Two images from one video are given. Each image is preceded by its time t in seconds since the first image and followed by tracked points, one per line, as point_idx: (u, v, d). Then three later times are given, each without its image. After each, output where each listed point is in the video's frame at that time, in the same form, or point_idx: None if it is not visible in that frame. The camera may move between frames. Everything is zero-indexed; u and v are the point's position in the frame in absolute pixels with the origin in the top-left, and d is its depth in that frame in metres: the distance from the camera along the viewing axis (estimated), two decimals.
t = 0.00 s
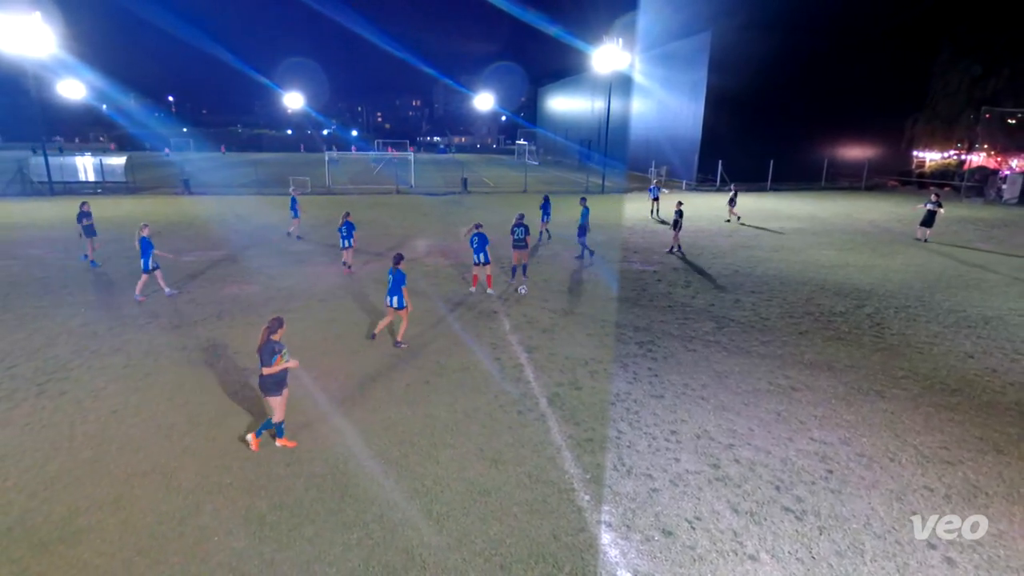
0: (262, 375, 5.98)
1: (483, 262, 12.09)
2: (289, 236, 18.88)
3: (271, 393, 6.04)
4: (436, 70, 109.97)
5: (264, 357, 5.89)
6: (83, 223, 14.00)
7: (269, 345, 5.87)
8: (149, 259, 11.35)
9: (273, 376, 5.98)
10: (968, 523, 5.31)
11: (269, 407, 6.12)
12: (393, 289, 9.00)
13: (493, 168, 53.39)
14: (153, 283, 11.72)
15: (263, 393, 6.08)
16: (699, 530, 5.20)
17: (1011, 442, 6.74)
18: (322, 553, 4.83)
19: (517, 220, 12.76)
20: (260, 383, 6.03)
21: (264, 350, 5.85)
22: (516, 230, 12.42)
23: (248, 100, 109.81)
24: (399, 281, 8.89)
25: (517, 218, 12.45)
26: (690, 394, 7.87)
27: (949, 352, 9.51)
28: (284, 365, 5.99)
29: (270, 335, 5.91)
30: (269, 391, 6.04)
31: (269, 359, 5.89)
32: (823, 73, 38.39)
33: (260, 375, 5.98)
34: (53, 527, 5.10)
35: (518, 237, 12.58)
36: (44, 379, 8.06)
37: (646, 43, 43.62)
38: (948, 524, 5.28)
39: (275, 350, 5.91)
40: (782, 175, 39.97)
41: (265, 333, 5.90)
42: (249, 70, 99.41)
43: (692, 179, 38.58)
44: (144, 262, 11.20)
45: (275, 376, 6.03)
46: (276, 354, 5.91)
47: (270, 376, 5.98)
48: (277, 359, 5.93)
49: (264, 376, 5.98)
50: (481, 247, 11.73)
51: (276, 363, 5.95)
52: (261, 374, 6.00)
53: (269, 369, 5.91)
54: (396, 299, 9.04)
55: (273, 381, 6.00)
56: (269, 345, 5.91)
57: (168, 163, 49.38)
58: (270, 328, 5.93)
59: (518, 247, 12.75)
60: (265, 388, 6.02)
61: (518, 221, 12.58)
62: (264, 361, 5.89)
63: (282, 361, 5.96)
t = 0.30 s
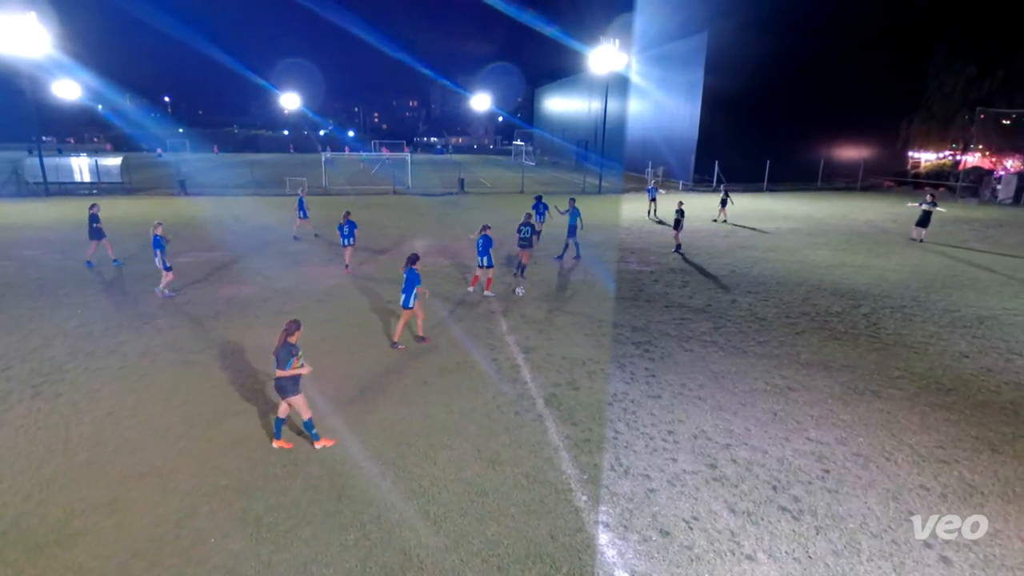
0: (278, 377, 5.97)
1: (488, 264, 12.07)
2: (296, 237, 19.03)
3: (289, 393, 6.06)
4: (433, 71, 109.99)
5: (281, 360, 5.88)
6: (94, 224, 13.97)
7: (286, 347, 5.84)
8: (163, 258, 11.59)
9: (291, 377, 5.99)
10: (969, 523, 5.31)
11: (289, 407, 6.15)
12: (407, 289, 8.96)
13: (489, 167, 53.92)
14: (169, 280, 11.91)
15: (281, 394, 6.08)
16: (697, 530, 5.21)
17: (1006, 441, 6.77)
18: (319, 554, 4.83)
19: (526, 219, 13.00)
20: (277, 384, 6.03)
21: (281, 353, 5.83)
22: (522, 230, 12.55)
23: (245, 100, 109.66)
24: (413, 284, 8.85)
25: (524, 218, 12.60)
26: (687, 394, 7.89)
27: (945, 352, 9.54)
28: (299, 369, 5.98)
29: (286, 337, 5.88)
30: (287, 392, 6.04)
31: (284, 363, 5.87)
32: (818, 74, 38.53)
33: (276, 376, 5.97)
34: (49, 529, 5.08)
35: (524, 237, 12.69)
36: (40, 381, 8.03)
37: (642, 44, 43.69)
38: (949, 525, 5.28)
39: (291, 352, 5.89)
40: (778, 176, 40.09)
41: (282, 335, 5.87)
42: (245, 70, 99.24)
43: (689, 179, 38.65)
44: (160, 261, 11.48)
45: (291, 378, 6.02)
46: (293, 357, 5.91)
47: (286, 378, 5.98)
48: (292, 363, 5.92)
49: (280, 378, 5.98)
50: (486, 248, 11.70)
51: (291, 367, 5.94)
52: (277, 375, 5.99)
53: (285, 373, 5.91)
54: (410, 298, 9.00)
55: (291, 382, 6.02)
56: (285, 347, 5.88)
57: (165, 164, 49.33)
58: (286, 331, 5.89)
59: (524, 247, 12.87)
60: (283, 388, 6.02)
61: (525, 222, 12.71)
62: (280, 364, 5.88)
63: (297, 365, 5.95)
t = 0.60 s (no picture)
0: (302, 379, 6.00)
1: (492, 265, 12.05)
2: (303, 237, 19.20)
3: (311, 396, 6.07)
4: (428, 71, 109.94)
5: (304, 362, 5.91)
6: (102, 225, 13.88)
7: (309, 349, 5.87)
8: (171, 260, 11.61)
9: (314, 380, 6.01)
10: (969, 523, 5.33)
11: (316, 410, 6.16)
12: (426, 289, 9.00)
13: (483, 167, 55.33)
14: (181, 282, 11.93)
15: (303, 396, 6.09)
16: (692, 530, 5.21)
17: (998, 439, 6.83)
18: (314, 556, 4.81)
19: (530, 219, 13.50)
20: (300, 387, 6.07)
21: (304, 354, 5.86)
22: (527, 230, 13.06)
23: (239, 101, 109.22)
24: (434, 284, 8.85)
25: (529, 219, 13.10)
26: (682, 394, 7.91)
27: (937, 351, 9.60)
28: (323, 371, 6.01)
29: (308, 340, 5.91)
30: (309, 395, 6.05)
31: (309, 365, 5.91)
32: (812, 75, 38.71)
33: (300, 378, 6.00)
34: (41, 531, 5.05)
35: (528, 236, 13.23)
36: (32, 383, 7.96)
37: (637, 45, 43.80)
38: (949, 525, 5.30)
39: (314, 354, 5.91)
40: (771, 176, 40.28)
41: (304, 337, 5.91)
42: (239, 71, 98.89)
43: (683, 180, 38.75)
44: (169, 263, 11.46)
45: (315, 381, 6.05)
46: (316, 358, 5.92)
47: (310, 380, 6.01)
48: (316, 365, 5.95)
49: (304, 380, 6.00)
50: (489, 247, 11.71)
51: (315, 368, 5.97)
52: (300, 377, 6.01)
53: (309, 375, 5.95)
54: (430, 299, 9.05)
55: (313, 384, 6.04)
56: (307, 349, 5.90)
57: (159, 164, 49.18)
58: (307, 333, 5.92)
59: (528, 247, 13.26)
60: (305, 391, 6.04)
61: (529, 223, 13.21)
62: (304, 366, 5.91)
63: (321, 367, 5.98)
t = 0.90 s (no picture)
0: (322, 379, 6.06)
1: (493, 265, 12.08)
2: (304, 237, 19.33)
3: (324, 396, 6.11)
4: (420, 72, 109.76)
5: (326, 362, 5.97)
6: (106, 225, 13.75)
7: (331, 350, 5.95)
8: (177, 261, 11.46)
9: (332, 381, 6.07)
10: (968, 523, 5.34)
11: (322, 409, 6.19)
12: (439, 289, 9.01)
13: (474, 168, 56.50)
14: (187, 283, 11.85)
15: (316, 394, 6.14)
16: (685, 529, 5.23)
17: (986, 437, 6.90)
18: (307, 559, 4.79)
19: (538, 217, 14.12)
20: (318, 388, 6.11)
21: (326, 353, 5.94)
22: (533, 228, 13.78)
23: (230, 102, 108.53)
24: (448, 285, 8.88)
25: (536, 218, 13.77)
26: (675, 394, 7.94)
27: (927, 350, 9.68)
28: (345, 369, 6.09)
29: (328, 341, 5.93)
30: (323, 394, 6.09)
31: (330, 364, 5.99)
32: (802, 77, 38.97)
33: (320, 378, 6.06)
34: (30, 537, 4.99)
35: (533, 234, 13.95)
36: (19, 387, 7.87)
37: (628, 46, 43.93)
38: (949, 524, 5.31)
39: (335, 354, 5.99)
40: (763, 177, 40.50)
41: (325, 338, 5.93)
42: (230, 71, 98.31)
43: (675, 181, 38.89)
44: (175, 265, 11.38)
45: (333, 382, 6.10)
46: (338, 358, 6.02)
47: (328, 381, 6.05)
48: (337, 363, 6.04)
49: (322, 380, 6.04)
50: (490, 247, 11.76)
51: (337, 368, 6.05)
52: (316, 376, 6.06)
53: (332, 374, 6.01)
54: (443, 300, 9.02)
55: (332, 386, 6.08)
56: (329, 349, 5.96)
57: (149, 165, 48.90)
58: (328, 334, 5.93)
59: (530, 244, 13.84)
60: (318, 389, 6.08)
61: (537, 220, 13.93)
62: (326, 366, 5.98)
63: (340, 367, 6.05)
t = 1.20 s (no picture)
0: (348, 377, 6.15)
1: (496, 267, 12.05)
2: (304, 237, 19.44)
3: (351, 395, 6.21)
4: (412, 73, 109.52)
5: (350, 360, 6.05)
6: (111, 226, 13.70)
7: (354, 348, 6.02)
8: (185, 262, 11.43)
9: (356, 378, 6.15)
10: (969, 523, 5.36)
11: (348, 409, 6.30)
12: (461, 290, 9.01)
13: (467, 168, 57.63)
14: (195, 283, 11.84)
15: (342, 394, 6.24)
16: (679, 529, 5.25)
17: (975, 434, 6.97)
18: (300, 562, 4.76)
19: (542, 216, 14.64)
20: (343, 386, 6.21)
21: (350, 352, 6.01)
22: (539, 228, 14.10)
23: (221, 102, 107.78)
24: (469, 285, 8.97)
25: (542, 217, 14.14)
26: (668, 394, 7.96)
27: (916, 349, 9.77)
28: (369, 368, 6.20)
29: (351, 340, 6.00)
30: (348, 393, 6.19)
31: (354, 362, 6.07)
32: (792, 77, 39.22)
33: (345, 376, 6.14)
34: (19, 542, 4.94)
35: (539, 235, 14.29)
36: (7, 391, 7.78)
37: (620, 47, 44.06)
38: (949, 524, 5.33)
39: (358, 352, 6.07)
40: (754, 177, 40.70)
41: (348, 337, 5.99)
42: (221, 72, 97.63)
43: (667, 181, 39.02)
44: (184, 266, 11.37)
45: (357, 380, 6.22)
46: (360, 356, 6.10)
47: (351, 379, 6.15)
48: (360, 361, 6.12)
49: (347, 378, 6.14)
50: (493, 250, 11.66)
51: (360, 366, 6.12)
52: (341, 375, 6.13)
53: (356, 372, 6.08)
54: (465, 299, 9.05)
55: (355, 382, 6.20)
56: (351, 348, 6.04)
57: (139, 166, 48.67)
58: (350, 332, 6.00)
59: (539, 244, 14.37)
60: (346, 389, 6.19)
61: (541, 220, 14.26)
62: (350, 364, 6.06)
63: (363, 366, 6.13)
